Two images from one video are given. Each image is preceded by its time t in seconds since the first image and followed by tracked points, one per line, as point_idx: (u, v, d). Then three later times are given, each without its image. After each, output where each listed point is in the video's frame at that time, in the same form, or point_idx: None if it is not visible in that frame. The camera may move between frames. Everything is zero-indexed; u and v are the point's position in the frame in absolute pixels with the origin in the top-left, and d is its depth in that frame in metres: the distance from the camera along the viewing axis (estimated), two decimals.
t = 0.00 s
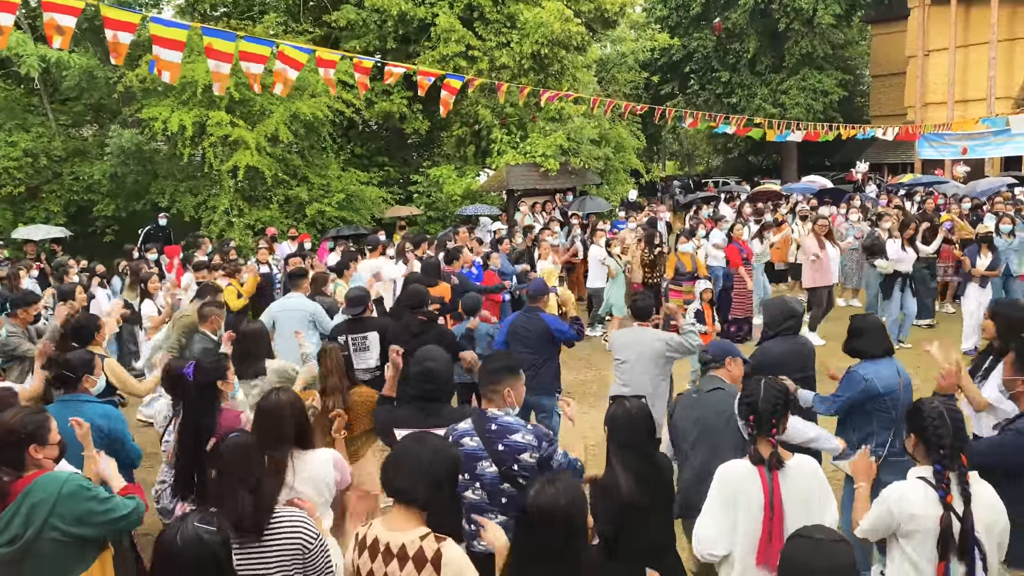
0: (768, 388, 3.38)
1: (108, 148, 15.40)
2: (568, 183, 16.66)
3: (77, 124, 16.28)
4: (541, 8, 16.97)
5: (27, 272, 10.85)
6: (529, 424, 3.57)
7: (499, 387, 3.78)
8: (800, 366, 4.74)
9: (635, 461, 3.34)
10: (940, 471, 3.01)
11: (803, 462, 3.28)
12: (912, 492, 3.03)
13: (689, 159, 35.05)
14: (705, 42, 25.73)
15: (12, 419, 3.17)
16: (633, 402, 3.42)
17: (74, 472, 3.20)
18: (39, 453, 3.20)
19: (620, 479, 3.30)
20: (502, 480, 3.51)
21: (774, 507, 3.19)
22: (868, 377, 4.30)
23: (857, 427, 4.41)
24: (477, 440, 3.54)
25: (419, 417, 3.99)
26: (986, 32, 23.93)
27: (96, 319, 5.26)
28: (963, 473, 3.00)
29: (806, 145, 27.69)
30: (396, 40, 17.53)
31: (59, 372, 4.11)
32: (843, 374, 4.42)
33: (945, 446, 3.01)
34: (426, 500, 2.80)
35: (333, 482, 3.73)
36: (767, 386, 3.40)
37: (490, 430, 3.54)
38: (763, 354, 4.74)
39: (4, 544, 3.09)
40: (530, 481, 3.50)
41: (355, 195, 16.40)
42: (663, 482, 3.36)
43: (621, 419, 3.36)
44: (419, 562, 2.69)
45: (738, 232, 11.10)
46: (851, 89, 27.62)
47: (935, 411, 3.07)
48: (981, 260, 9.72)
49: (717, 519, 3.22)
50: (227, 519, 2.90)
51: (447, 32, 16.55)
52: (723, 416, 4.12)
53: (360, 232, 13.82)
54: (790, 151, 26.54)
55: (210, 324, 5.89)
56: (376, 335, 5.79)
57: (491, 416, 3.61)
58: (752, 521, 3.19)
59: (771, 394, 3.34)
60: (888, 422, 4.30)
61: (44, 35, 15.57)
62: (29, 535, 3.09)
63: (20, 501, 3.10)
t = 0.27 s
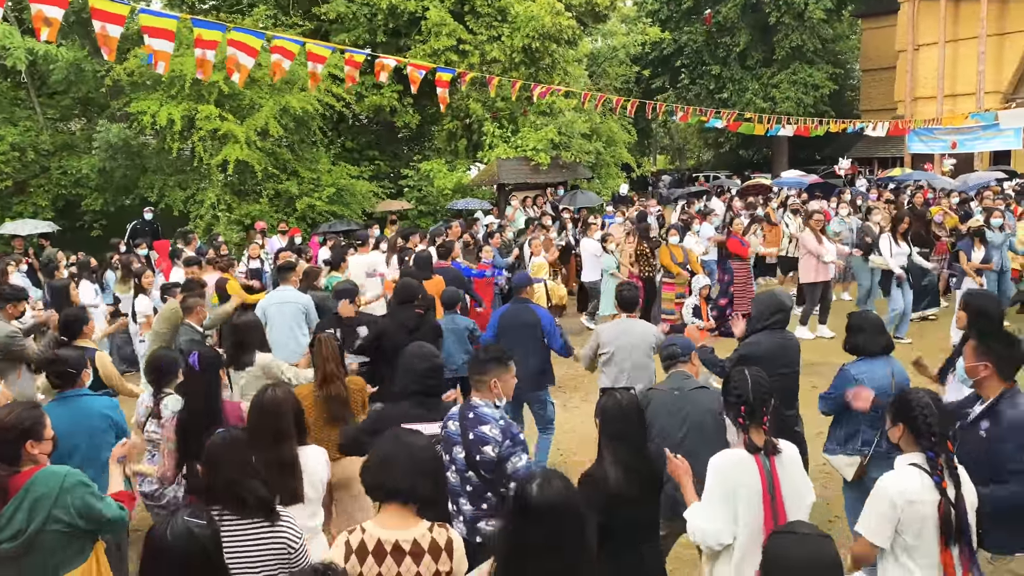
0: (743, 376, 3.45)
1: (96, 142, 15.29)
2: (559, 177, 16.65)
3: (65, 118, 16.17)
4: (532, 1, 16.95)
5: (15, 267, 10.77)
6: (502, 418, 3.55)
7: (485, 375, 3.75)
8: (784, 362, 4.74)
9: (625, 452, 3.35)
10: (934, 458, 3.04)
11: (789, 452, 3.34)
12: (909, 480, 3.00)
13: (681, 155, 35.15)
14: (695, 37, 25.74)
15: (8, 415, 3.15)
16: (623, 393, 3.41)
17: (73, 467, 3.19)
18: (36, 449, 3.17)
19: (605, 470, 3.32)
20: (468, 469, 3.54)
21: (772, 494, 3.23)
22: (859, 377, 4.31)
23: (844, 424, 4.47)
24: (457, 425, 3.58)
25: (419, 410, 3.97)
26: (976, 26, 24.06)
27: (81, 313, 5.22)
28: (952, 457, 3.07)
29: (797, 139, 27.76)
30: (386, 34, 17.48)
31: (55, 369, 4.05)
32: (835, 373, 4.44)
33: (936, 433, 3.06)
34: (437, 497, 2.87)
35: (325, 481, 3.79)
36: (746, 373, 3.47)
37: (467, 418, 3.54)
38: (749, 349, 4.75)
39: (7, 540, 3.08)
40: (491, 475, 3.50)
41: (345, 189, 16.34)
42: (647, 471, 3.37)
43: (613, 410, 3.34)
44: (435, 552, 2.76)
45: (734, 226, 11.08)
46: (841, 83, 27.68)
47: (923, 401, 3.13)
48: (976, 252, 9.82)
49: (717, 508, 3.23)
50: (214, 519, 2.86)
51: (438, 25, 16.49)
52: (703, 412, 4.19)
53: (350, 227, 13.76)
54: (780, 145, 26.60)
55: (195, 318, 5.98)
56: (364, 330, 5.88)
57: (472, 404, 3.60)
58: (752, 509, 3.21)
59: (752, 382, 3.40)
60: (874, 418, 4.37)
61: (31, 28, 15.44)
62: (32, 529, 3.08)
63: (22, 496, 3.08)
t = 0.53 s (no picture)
0: (733, 372, 3.39)
1: (88, 136, 15.21)
2: (554, 173, 16.62)
3: (57, 111, 16.07)
4: None
5: (7, 261, 10.71)
6: (481, 416, 3.50)
7: (476, 374, 3.73)
8: (773, 359, 4.79)
9: (613, 449, 3.29)
10: (914, 454, 3.04)
11: (773, 452, 3.32)
12: (896, 477, 2.99)
13: (675, 152, 35.19)
14: (690, 33, 25.75)
15: (6, 411, 3.12)
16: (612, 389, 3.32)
17: (66, 466, 3.17)
18: (32, 444, 3.14)
19: (591, 463, 3.31)
20: (451, 466, 3.51)
21: (758, 490, 3.26)
22: (853, 375, 4.33)
23: (832, 422, 4.47)
24: (444, 422, 3.55)
25: (414, 404, 3.96)
26: (970, 25, 24.13)
27: (73, 307, 5.19)
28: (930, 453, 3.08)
29: (791, 137, 27.79)
30: (381, 29, 17.41)
31: (49, 364, 4.01)
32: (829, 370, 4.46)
33: (915, 431, 3.05)
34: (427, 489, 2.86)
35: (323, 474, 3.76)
36: (735, 369, 3.43)
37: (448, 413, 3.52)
38: (740, 345, 4.78)
39: None
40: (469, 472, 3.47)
41: (339, 184, 16.29)
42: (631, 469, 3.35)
43: (603, 407, 3.25)
44: (433, 543, 2.74)
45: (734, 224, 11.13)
46: (836, 81, 27.70)
47: (900, 400, 3.13)
48: (971, 251, 9.87)
49: (695, 503, 3.23)
50: (211, 505, 2.84)
51: (433, 21, 16.43)
52: (683, 402, 4.24)
53: (344, 222, 13.72)
54: (775, 142, 26.61)
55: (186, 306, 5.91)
56: (354, 321, 5.82)
57: (456, 402, 3.57)
58: (734, 504, 3.21)
59: (738, 380, 3.35)
60: (864, 418, 4.36)
61: (23, 21, 15.33)
62: (25, 527, 3.06)
63: (16, 493, 3.06)
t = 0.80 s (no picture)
0: (729, 369, 3.39)
1: (85, 130, 15.15)
2: (552, 171, 16.60)
3: (54, 106, 16.01)
4: None
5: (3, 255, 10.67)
6: (482, 408, 3.51)
7: (472, 366, 3.71)
8: (766, 354, 4.78)
9: (599, 444, 3.26)
10: (896, 450, 3.04)
11: (767, 450, 3.29)
12: (879, 472, 2.99)
13: (674, 150, 35.18)
14: (688, 32, 25.70)
15: (5, 403, 3.14)
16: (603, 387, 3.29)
17: (63, 457, 3.14)
18: (28, 438, 3.14)
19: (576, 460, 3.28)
20: (450, 458, 3.49)
21: (750, 488, 3.22)
22: (839, 368, 4.33)
23: (820, 417, 4.49)
24: (438, 415, 3.54)
25: (393, 402, 3.92)
26: (969, 25, 24.14)
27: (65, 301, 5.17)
28: (914, 449, 3.07)
29: (790, 136, 27.80)
30: (380, 25, 17.37)
31: (37, 358, 4.02)
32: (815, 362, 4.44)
33: (898, 426, 3.06)
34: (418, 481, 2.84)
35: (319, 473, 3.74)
36: (731, 366, 3.41)
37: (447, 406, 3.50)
38: (733, 340, 4.76)
39: None
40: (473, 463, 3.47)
41: (337, 180, 16.24)
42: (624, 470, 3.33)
43: (594, 405, 3.23)
44: (415, 544, 2.70)
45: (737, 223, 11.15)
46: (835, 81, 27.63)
47: (887, 396, 3.12)
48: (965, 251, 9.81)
49: (687, 499, 3.23)
50: (188, 495, 2.82)
51: (432, 18, 16.39)
52: (662, 400, 4.32)
53: (340, 219, 13.67)
54: (773, 141, 26.60)
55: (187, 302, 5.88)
56: (345, 320, 5.75)
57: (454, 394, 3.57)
58: (725, 501, 3.21)
59: (730, 378, 3.33)
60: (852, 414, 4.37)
61: (20, 14, 15.26)
62: (22, 519, 3.03)
63: (13, 484, 3.04)
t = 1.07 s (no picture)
0: (725, 368, 3.38)
1: (85, 128, 15.18)
2: (551, 171, 16.63)
3: (54, 103, 16.02)
4: None
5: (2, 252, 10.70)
6: (499, 401, 3.57)
7: (474, 362, 3.74)
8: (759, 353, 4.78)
9: (591, 441, 3.32)
10: (893, 448, 3.06)
11: (764, 449, 3.32)
12: (870, 469, 3.04)
13: (673, 152, 35.24)
14: (688, 33, 25.73)
15: None
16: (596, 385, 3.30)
17: (62, 454, 3.15)
18: (24, 438, 3.19)
19: (569, 457, 3.37)
20: (470, 455, 3.51)
21: (745, 490, 3.25)
22: (826, 362, 4.37)
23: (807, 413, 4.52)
24: (447, 415, 3.52)
25: (380, 400, 3.98)
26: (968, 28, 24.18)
27: (60, 299, 5.20)
28: (912, 449, 3.08)
29: (788, 138, 27.86)
30: (380, 25, 17.40)
31: (34, 355, 4.04)
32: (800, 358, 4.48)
33: (896, 424, 3.05)
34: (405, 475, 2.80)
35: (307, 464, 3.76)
36: (726, 366, 3.41)
37: (460, 405, 3.52)
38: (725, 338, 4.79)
39: None
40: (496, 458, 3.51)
41: (336, 180, 16.26)
42: (614, 471, 3.34)
43: (588, 402, 3.27)
44: (399, 539, 2.68)
45: (733, 225, 11.19)
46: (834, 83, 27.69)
47: (887, 393, 3.11)
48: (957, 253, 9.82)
49: (685, 501, 3.24)
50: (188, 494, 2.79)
51: (432, 18, 16.42)
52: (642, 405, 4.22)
53: (339, 218, 13.72)
54: (772, 143, 26.69)
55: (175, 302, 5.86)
56: (343, 313, 5.80)
57: (461, 391, 3.57)
58: (722, 500, 3.24)
59: (726, 377, 3.32)
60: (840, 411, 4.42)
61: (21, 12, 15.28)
62: (23, 519, 3.05)
63: (12, 485, 3.05)
